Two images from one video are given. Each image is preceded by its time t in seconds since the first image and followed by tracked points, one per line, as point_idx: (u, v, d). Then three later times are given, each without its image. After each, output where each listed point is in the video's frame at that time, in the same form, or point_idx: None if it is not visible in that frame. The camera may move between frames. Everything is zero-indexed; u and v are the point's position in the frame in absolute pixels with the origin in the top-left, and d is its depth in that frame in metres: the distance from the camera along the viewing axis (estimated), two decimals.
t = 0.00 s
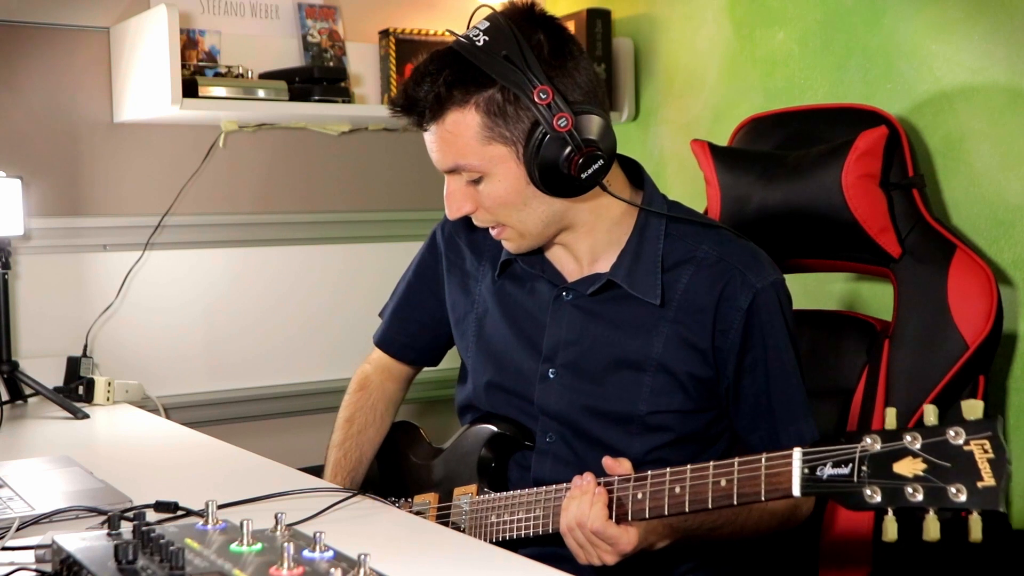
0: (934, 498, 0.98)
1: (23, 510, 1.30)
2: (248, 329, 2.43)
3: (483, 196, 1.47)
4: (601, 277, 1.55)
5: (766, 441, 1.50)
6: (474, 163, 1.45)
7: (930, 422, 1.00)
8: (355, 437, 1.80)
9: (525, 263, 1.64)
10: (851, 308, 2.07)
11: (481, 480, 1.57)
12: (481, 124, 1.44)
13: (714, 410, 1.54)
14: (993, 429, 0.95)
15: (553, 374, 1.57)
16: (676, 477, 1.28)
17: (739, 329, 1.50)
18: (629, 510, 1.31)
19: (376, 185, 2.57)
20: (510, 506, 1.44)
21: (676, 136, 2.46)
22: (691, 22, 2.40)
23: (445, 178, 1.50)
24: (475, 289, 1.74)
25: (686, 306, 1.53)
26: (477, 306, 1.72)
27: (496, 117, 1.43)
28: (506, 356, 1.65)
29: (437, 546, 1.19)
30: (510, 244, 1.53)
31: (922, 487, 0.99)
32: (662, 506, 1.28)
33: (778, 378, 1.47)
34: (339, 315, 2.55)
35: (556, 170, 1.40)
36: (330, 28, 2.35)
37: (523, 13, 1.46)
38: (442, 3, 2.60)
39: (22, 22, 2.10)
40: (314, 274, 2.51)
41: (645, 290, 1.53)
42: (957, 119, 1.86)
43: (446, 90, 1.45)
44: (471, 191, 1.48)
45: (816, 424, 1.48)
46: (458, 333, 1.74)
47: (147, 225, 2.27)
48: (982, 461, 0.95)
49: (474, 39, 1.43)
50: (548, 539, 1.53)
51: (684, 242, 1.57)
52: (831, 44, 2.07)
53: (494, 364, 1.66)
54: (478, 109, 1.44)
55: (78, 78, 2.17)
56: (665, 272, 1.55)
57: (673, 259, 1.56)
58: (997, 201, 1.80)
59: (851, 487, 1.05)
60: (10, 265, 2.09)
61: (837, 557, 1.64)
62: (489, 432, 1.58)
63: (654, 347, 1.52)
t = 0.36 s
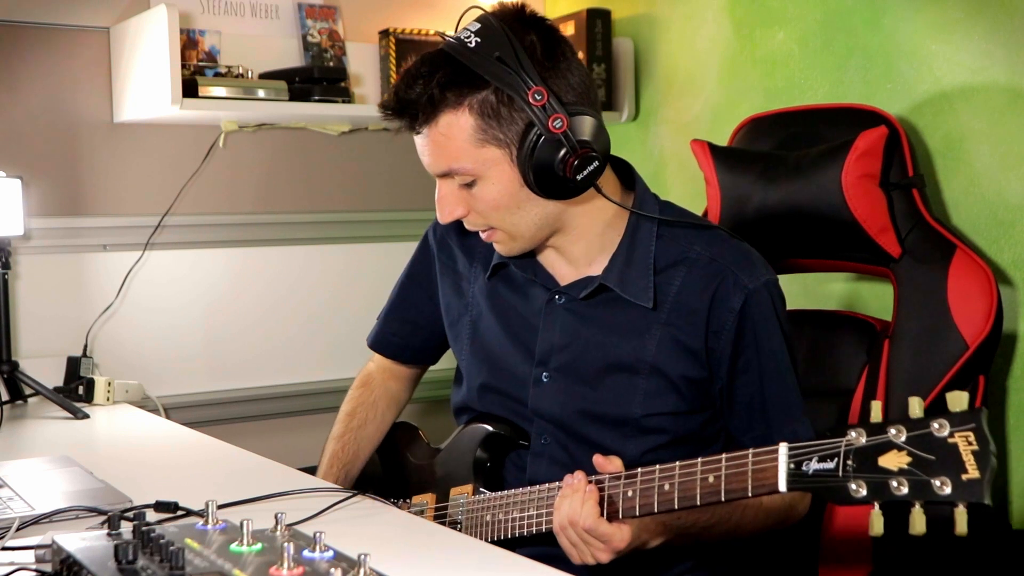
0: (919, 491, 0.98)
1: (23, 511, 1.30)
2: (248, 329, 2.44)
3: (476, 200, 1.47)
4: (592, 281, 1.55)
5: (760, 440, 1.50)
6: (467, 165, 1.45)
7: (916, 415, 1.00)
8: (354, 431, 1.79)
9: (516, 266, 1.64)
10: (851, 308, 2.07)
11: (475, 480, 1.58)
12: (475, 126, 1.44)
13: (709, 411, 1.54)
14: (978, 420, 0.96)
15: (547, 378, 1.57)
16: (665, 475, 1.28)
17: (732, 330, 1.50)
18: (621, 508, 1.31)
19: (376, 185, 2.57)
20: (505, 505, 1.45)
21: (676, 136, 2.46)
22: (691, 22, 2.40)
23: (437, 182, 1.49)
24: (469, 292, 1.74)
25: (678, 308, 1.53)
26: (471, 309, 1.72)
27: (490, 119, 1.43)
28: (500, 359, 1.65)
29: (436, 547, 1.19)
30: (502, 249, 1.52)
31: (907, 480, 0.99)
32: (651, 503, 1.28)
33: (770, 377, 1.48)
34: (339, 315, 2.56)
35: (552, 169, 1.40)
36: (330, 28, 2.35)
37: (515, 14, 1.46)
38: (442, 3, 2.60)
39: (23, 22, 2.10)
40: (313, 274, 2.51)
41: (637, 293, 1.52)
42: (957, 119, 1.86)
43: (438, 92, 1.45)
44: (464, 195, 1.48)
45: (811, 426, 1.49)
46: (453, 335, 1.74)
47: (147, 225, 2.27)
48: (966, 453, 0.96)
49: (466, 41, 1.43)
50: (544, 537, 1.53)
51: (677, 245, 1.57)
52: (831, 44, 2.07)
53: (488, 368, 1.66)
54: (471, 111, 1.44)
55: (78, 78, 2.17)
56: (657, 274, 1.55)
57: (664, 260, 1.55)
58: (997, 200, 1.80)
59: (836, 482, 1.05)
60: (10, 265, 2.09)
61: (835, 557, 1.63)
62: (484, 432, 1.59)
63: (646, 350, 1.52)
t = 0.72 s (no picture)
0: (911, 499, 0.98)
1: (23, 510, 1.30)
2: (248, 329, 2.43)
3: (483, 184, 1.43)
4: (586, 284, 1.55)
5: (754, 442, 1.50)
6: (484, 142, 1.41)
7: (909, 421, 1.00)
8: (360, 431, 1.80)
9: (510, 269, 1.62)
10: (852, 308, 2.07)
11: (475, 480, 1.57)
12: (500, 103, 1.41)
13: (704, 411, 1.54)
14: (970, 429, 0.95)
15: (541, 382, 1.57)
16: (659, 479, 1.27)
17: (725, 331, 1.50)
18: (616, 512, 1.31)
19: (376, 184, 2.57)
20: (503, 507, 1.45)
21: (676, 136, 2.46)
22: (691, 22, 2.40)
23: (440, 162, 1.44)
24: (461, 296, 1.73)
25: (673, 310, 1.53)
26: (465, 314, 1.71)
27: (515, 98, 1.41)
28: (494, 364, 1.64)
29: (436, 547, 1.19)
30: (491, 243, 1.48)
31: (899, 489, 0.99)
32: (647, 507, 1.28)
33: (764, 378, 1.48)
34: (339, 315, 2.56)
35: (573, 156, 1.41)
36: (330, 28, 2.35)
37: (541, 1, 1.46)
38: (442, 3, 2.60)
39: (24, 22, 2.10)
40: (313, 273, 2.51)
41: (630, 296, 1.52)
42: (957, 119, 1.86)
43: (465, 65, 1.42)
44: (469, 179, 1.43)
45: (807, 425, 1.50)
46: (450, 340, 1.73)
47: (147, 225, 2.27)
48: (959, 462, 0.96)
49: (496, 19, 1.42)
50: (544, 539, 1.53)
51: (668, 245, 1.56)
52: (831, 44, 2.07)
53: (482, 372, 1.65)
54: (497, 87, 1.41)
55: (78, 78, 2.17)
56: (650, 276, 1.55)
57: (656, 262, 1.55)
58: (997, 200, 1.80)
59: (828, 489, 1.06)
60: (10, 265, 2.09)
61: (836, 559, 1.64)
62: (482, 432, 1.57)
63: (641, 352, 1.52)
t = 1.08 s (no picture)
0: (895, 488, 0.99)
1: (23, 510, 1.30)
2: (248, 330, 2.43)
3: (534, 146, 1.42)
4: (577, 284, 1.54)
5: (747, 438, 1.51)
6: (548, 98, 1.42)
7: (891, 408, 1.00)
8: (357, 438, 1.81)
9: (505, 271, 1.61)
10: (851, 308, 2.07)
11: (469, 480, 1.57)
12: (570, 62, 1.43)
13: (698, 408, 1.55)
14: (951, 416, 0.96)
15: (535, 386, 1.56)
16: (648, 474, 1.27)
17: (717, 328, 1.50)
18: (605, 509, 1.31)
19: (377, 184, 2.57)
20: (497, 505, 1.45)
21: (676, 136, 2.46)
22: (690, 22, 2.40)
23: (492, 119, 1.42)
24: (453, 299, 1.72)
25: (665, 308, 1.53)
26: (457, 318, 1.71)
27: (585, 60, 1.45)
28: (488, 367, 1.64)
29: (435, 548, 1.19)
30: (521, 219, 1.44)
31: (883, 477, 1.00)
32: (636, 502, 1.27)
33: (757, 375, 1.49)
34: (340, 314, 2.56)
35: (630, 129, 1.45)
36: (330, 28, 2.35)
37: None
38: (442, 3, 2.60)
39: (24, 22, 2.10)
40: (313, 274, 2.51)
41: (621, 294, 1.52)
42: (957, 119, 1.86)
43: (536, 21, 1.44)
44: (521, 140, 1.42)
45: (801, 416, 1.51)
46: (441, 344, 1.73)
47: (147, 225, 2.27)
48: (942, 449, 0.97)
49: None
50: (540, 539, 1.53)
51: (659, 243, 1.57)
52: (831, 44, 2.08)
53: (475, 376, 1.65)
54: (571, 46, 1.44)
55: (78, 78, 2.17)
56: (642, 275, 1.55)
57: (648, 260, 1.56)
58: (997, 200, 1.80)
59: (812, 479, 1.06)
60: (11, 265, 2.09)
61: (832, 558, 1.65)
62: (476, 431, 1.58)
63: (634, 352, 1.52)
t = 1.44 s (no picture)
0: (906, 483, 0.99)
1: (23, 510, 1.30)
2: (248, 330, 2.43)
3: (573, 124, 1.46)
4: (578, 282, 1.54)
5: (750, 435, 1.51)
6: (589, 77, 1.47)
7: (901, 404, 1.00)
8: (354, 438, 1.81)
9: (508, 269, 1.61)
10: (851, 308, 2.07)
11: (470, 479, 1.57)
12: (607, 46, 1.50)
13: (698, 408, 1.55)
14: (962, 410, 0.96)
15: (537, 386, 1.56)
16: (655, 471, 1.27)
17: (719, 325, 1.50)
18: (611, 506, 1.31)
19: (377, 184, 2.57)
20: (500, 503, 1.45)
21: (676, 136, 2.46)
22: (691, 22, 2.40)
23: (536, 95, 1.47)
24: (452, 298, 1.72)
25: (666, 306, 1.53)
26: (458, 318, 1.71)
27: (617, 46, 1.51)
28: (489, 368, 1.64)
29: (435, 547, 1.19)
30: (553, 200, 1.46)
31: (894, 473, 1.00)
32: (643, 500, 1.27)
33: (758, 369, 1.49)
34: (340, 314, 2.56)
35: (653, 121, 1.52)
36: (330, 28, 2.35)
37: None
38: (442, 3, 2.60)
39: (23, 22, 2.10)
40: (313, 274, 2.51)
41: (623, 292, 1.52)
42: (957, 119, 1.86)
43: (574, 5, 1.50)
44: (562, 117, 1.47)
45: (803, 417, 1.50)
46: (443, 345, 1.73)
47: (147, 225, 2.27)
48: (953, 444, 0.97)
49: None
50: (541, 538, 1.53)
51: (659, 241, 1.57)
52: (831, 44, 2.08)
53: (476, 378, 1.65)
54: (608, 30, 1.51)
55: (78, 78, 2.17)
56: (642, 274, 1.55)
57: (648, 259, 1.56)
58: (997, 200, 1.80)
59: (823, 475, 1.06)
60: (11, 265, 2.09)
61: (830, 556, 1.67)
62: (476, 430, 1.58)
63: (636, 351, 1.52)
